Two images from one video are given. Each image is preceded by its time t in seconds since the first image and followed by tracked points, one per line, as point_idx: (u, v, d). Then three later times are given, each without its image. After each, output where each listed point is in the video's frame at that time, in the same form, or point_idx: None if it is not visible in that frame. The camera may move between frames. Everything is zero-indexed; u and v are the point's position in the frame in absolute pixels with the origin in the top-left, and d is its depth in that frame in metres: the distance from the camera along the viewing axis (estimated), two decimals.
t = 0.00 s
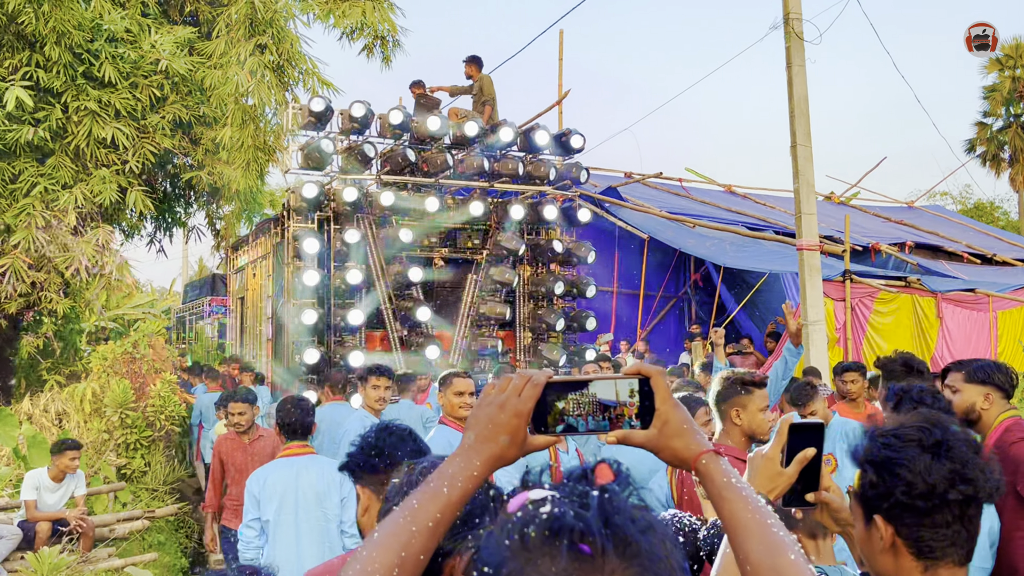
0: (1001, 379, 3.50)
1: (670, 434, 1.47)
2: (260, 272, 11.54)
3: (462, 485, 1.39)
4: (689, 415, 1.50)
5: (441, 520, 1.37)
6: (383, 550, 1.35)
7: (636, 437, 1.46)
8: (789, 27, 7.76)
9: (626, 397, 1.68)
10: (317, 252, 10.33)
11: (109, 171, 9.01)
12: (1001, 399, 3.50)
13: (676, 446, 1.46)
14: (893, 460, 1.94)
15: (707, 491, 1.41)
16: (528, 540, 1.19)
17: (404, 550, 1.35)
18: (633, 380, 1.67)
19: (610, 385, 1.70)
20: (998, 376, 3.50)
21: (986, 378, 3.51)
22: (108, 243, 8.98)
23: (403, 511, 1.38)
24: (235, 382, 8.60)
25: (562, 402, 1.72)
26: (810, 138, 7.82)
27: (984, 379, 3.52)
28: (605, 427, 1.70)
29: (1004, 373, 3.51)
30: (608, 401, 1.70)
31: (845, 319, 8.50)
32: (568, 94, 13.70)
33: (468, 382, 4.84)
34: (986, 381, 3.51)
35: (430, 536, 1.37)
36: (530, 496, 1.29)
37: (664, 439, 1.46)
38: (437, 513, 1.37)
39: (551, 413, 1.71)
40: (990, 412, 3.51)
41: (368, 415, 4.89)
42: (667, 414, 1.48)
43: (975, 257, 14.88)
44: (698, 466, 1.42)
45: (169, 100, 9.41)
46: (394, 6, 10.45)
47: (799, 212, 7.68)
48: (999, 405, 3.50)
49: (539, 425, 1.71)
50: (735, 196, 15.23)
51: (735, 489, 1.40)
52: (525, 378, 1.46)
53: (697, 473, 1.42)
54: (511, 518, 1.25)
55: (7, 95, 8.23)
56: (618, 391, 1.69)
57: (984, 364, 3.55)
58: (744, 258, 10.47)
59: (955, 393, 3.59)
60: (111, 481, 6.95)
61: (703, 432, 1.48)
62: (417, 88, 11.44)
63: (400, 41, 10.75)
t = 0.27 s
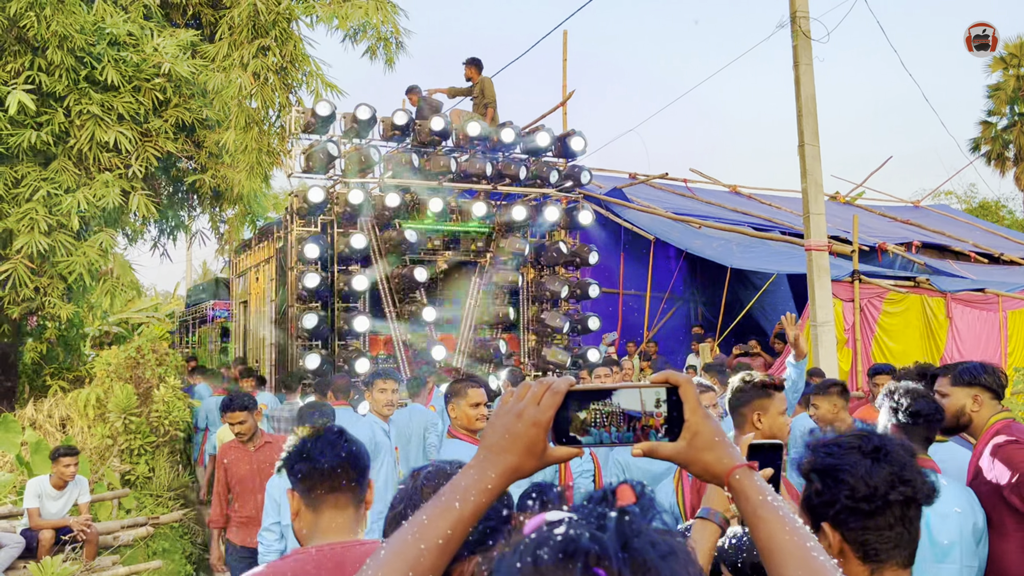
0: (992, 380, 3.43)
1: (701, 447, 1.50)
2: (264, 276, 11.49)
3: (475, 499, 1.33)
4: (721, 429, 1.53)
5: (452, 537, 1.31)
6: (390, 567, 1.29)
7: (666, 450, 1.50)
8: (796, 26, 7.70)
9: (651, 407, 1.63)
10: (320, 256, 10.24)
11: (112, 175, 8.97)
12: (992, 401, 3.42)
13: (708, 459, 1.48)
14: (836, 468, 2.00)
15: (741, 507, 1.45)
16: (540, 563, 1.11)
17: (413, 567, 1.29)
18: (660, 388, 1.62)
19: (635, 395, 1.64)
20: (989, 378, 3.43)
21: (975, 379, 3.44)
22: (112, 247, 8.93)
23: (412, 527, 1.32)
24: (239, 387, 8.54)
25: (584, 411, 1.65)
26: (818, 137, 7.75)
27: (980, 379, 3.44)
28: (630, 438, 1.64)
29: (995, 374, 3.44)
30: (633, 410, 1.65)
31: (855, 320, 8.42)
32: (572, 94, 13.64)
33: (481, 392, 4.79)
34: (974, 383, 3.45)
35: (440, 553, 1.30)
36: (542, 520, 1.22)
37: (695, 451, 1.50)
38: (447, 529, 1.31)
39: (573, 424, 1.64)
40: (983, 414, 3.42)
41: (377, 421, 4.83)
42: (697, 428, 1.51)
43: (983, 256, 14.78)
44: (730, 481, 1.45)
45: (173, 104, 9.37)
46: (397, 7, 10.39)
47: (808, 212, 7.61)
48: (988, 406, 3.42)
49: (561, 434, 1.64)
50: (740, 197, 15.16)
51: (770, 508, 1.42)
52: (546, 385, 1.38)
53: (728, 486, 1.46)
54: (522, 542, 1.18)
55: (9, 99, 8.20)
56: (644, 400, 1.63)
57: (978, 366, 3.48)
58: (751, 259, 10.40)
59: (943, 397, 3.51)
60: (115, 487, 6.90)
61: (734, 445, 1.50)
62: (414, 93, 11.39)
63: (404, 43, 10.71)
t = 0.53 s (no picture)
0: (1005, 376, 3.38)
1: (709, 454, 1.43)
2: (268, 277, 11.45)
3: (463, 514, 1.29)
4: (729, 434, 1.46)
5: (437, 553, 1.29)
6: None
7: (672, 457, 1.41)
8: (802, 22, 7.63)
9: (653, 410, 1.57)
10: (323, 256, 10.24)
11: (116, 177, 8.95)
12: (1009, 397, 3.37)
13: (718, 466, 1.42)
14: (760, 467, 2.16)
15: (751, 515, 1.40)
16: (524, 542, 1.08)
17: None
18: (666, 392, 1.54)
19: (638, 399, 1.58)
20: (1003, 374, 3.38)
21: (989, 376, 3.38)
22: (116, 249, 8.91)
23: (397, 543, 1.30)
24: (244, 389, 8.50)
25: (583, 416, 1.59)
26: (825, 134, 7.68)
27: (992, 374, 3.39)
28: (633, 445, 1.59)
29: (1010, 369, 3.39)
30: (634, 416, 1.59)
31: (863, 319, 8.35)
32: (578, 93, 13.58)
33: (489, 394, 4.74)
34: (991, 379, 3.39)
35: (426, 569, 1.28)
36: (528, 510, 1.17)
37: (703, 459, 1.42)
38: (434, 544, 1.29)
39: (574, 430, 1.58)
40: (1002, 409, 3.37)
41: (384, 424, 4.79)
42: (704, 434, 1.44)
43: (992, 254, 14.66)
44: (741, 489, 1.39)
45: (177, 105, 9.35)
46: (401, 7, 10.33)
47: (815, 210, 7.54)
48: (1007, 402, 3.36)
49: (561, 443, 1.57)
50: (746, 196, 15.08)
51: (784, 519, 1.38)
52: (544, 391, 1.31)
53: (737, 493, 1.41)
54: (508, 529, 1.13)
55: (12, 101, 8.19)
56: (646, 404, 1.57)
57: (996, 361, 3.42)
58: (758, 257, 10.34)
59: (960, 395, 3.45)
60: (120, 491, 6.87)
61: (743, 451, 1.43)
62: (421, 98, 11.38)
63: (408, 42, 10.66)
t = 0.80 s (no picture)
0: None
1: (723, 444, 1.33)
2: (272, 277, 11.44)
3: (469, 508, 1.24)
4: (742, 420, 1.36)
5: (443, 549, 1.24)
6: None
7: (684, 447, 1.32)
8: (808, 16, 7.56)
9: (665, 396, 1.34)
10: (326, 254, 10.21)
11: (120, 177, 8.95)
12: None
13: (730, 457, 1.34)
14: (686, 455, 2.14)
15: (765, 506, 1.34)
16: (559, 522, 0.93)
17: None
18: (677, 378, 1.34)
19: (650, 382, 1.35)
20: None
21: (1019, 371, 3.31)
22: (121, 249, 8.90)
23: (399, 539, 1.25)
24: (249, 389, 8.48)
25: (592, 402, 1.34)
26: (833, 128, 7.61)
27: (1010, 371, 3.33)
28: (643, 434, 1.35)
29: None
30: (645, 403, 1.35)
31: (872, 314, 8.27)
32: (581, 90, 13.52)
33: (491, 394, 4.71)
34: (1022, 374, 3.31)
35: (430, 565, 1.23)
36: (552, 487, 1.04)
37: (716, 449, 1.33)
38: (438, 540, 1.24)
39: (579, 414, 1.33)
40: None
41: (388, 422, 4.74)
42: (718, 422, 1.33)
43: (1001, 249, 14.56)
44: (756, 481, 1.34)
45: (180, 104, 9.33)
46: (404, 5, 10.30)
47: (823, 205, 7.47)
48: None
49: (568, 431, 1.33)
50: (753, 192, 15.01)
51: (800, 509, 1.33)
52: (547, 381, 1.26)
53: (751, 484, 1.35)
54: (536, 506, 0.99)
55: (17, 101, 8.19)
56: (657, 387, 1.35)
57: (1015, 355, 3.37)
58: (766, 253, 10.26)
59: (988, 389, 3.38)
60: (125, 491, 6.86)
61: (755, 439, 1.36)
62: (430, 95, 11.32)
63: (412, 40, 10.63)
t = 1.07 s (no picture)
0: None
1: (764, 409, 1.38)
2: (277, 274, 11.42)
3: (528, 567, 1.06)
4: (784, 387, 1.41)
5: None
6: None
7: (726, 411, 1.38)
8: (817, 7, 7.46)
9: (711, 363, 1.47)
10: (328, 250, 10.15)
11: (125, 175, 8.92)
12: None
13: (772, 422, 1.37)
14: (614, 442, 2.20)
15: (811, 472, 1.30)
16: (683, 521, 0.84)
17: None
18: (721, 343, 1.46)
19: (694, 349, 1.48)
20: None
21: None
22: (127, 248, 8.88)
23: None
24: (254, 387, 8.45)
25: (636, 368, 1.50)
26: (842, 121, 7.52)
27: None
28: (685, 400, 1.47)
29: None
30: (689, 368, 1.48)
31: (883, 310, 8.19)
32: (587, 86, 13.42)
33: (492, 389, 4.67)
34: None
35: None
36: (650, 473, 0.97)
37: (757, 413, 1.38)
38: None
39: (623, 381, 1.49)
40: None
41: (392, 419, 4.66)
42: (760, 388, 1.39)
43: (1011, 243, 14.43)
44: (799, 446, 1.33)
45: (184, 102, 9.31)
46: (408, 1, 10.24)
47: (832, 199, 7.37)
48: None
49: (609, 396, 1.49)
50: (760, 187, 14.92)
51: (845, 475, 1.30)
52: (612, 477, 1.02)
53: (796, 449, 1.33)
54: (643, 495, 0.91)
55: (20, 100, 8.17)
56: (704, 355, 1.47)
57: None
58: (774, 248, 10.18)
59: (1004, 390, 3.32)
60: (131, 490, 6.84)
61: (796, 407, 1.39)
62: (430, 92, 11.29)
63: (416, 37, 10.57)
